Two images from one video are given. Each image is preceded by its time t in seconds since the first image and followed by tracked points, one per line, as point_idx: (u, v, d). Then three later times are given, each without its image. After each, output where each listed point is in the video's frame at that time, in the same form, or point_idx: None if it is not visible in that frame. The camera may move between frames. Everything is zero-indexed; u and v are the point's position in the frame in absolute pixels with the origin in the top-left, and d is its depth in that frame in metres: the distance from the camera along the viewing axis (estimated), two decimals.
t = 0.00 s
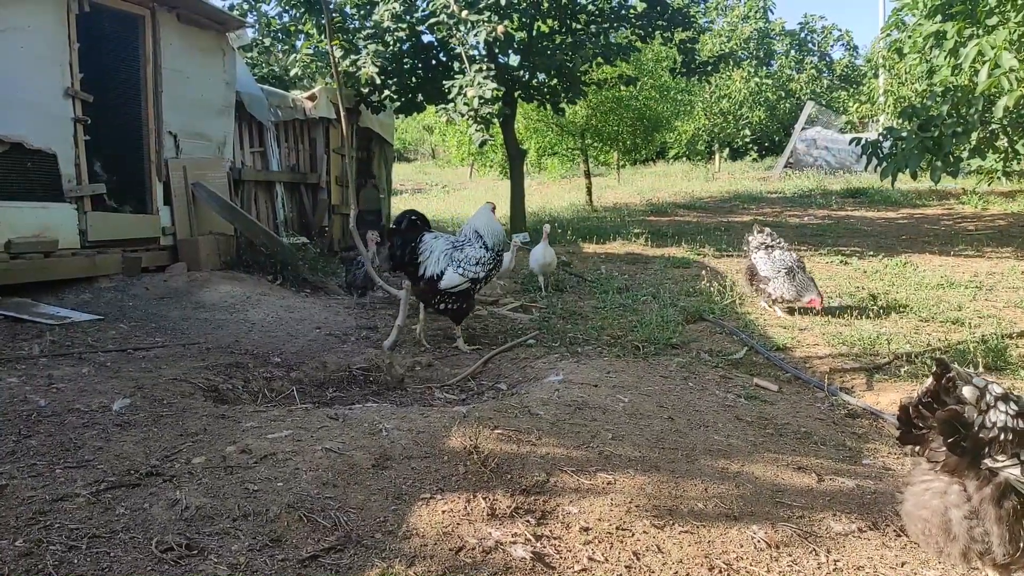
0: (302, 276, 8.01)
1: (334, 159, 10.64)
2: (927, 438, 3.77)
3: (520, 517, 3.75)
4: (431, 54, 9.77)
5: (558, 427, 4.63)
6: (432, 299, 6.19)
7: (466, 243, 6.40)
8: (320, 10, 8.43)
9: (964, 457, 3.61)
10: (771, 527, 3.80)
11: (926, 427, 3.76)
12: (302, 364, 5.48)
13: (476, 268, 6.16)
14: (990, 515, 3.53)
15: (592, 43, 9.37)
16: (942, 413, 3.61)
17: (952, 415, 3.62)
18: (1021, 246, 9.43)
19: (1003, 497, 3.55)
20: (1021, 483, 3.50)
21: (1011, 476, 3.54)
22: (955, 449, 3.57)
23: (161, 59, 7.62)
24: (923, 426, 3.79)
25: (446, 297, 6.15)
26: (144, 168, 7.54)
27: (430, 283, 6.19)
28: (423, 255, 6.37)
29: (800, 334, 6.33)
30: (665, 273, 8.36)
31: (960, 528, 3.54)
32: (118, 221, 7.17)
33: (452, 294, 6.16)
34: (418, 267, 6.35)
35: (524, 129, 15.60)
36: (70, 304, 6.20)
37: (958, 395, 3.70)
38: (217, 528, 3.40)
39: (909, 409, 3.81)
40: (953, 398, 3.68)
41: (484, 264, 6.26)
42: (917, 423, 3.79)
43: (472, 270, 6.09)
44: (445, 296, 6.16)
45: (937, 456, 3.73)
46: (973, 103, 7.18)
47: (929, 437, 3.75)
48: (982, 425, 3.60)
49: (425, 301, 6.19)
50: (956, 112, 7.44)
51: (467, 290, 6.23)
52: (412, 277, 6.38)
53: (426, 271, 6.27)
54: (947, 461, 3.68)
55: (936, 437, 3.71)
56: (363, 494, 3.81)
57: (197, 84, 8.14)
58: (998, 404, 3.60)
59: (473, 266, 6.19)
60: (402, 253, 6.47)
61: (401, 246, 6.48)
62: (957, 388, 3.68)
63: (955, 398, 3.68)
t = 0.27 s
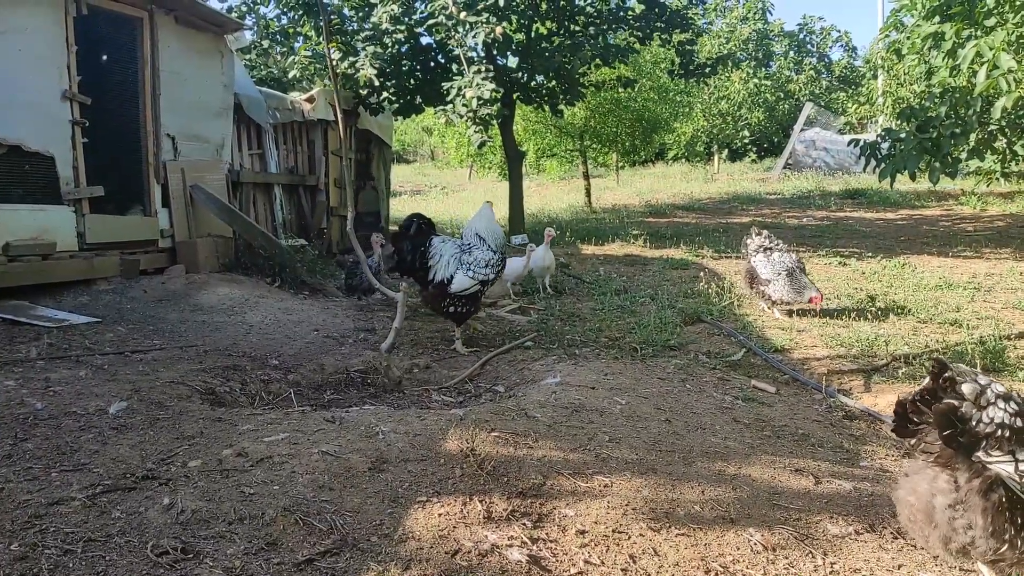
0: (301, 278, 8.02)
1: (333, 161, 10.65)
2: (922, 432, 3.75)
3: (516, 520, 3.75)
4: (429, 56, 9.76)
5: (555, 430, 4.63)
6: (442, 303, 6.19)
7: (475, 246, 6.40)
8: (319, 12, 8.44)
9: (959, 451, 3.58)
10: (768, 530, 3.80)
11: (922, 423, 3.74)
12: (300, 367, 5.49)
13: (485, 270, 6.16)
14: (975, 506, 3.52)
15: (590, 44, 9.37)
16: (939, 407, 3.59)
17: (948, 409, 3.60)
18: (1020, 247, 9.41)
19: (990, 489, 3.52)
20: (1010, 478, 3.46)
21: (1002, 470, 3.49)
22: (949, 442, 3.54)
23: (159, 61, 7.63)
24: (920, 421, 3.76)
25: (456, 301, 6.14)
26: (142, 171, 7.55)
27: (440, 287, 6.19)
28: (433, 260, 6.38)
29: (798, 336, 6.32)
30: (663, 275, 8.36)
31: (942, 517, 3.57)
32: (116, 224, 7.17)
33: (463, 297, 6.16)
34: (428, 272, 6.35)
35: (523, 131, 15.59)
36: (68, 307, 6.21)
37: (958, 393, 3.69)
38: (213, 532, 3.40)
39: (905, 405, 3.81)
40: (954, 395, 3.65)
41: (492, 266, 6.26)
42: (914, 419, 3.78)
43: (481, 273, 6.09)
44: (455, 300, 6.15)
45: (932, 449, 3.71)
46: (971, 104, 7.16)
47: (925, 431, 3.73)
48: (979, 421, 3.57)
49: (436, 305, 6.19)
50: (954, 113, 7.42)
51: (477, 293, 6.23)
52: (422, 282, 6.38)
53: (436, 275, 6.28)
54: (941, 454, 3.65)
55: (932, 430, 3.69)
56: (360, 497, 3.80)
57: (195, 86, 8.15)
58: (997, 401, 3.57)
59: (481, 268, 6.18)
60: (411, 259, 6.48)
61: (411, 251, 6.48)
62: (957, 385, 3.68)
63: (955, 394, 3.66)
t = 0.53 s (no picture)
0: (297, 282, 8.02)
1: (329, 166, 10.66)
2: (921, 438, 3.86)
3: (513, 526, 3.75)
4: (426, 61, 9.77)
5: (551, 434, 4.63)
6: (447, 307, 6.19)
7: (480, 251, 6.40)
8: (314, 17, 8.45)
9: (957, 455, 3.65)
10: (763, 534, 3.80)
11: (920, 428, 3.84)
12: (296, 372, 5.49)
13: (489, 274, 6.15)
14: (976, 511, 3.56)
15: (586, 48, 9.39)
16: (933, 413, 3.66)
17: (944, 414, 3.67)
18: (1014, 250, 9.43)
19: (991, 494, 3.56)
20: (1006, 483, 3.46)
21: (1000, 475, 3.50)
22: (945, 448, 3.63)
23: (154, 67, 7.63)
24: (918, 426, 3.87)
25: (461, 305, 6.13)
26: (138, 176, 7.55)
27: (445, 292, 6.19)
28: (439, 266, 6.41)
29: (794, 340, 6.33)
30: (659, 278, 8.37)
31: (946, 522, 3.57)
32: (111, 230, 7.16)
33: (468, 302, 6.15)
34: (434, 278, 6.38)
35: (519, 135, 15.60)
36: (64, 313, 6.20)
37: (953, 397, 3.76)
38: (208, 539, 3.40)
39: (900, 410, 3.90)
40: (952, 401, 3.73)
41: (497, 270, 6.25)
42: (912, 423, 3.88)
43: (486, 277, 6.08)
44: (460, 304, 6.16)
45: (931, 455, 3.81)
46: (966, 106, 7.18)
47: (922, 436, 3.84)
48: (974, 425, 3.60)
49: (440, 310, 6.19)
50: (948, 117, 7.44)
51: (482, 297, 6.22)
52: (428, 287, 6.41)
53: (441, 280, 6.29)
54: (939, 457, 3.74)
55: (929, 436, 3.79)
56: (356, 503, 3.80)
57: (190, 92, 8.15)
58: (993, 406, 3.58)
59: (486, 272, 6.17)
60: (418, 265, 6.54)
61: (418, 258, 6.55)
62: (952, 389, 3.75)
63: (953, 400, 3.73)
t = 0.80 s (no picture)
0: (295, 284, 8.03)
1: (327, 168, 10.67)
2: (917, 437, 3.87)
3: (509, 527, 3.75)
4: (423, 63, 9.76)
5: (548, 435, 4.63)
6: (454, 305, 6.18)
7: (482, 249, 6.45)
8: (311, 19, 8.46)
9: (953, 455, 3.65)
10: (760, 534, 3.80)
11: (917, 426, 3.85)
12: (293, 374, 5.49)
13: (495, 271, 6.20)
14: (969, 509, 3.56)
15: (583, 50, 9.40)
16: (931, 412, 3.64)
17: (941, 414, 3.66)
18: (1011, 250, 9.44)
19: (983, 492, 3.56)
20: (999, 482, 3.53)
21: (994, 474, 3.56)
22: (940, 448, 3.62)
23: (151, 70, 7.63)
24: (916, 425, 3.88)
25: (468, 302, 6.14)
26: (135, 179, 7.55)
27: (452, 289, 6.19)
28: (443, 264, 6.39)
29: (791, 340, 6.33)
30: (656, 279, 8.37)
31: (938, 518, 3.59)
32: (108, 232, 7.16)
33: (474, 299, 6.17)
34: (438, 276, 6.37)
35: (516, 137, 15.61)
36: (61, 316, 6.21)
37: (951, 396, 3.72)
38: (204, 541, 3.40)
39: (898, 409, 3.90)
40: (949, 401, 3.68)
41: (502, 268, 6.30)
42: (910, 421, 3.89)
43: (493, 273, 6.14)
44: (467, 301, 6.17)
45: (927, 453, 3.82)
46: (962, 108, 7.19)
47: (919, 435, 3.84)
48: (971, 425, 3.59)
49: (447, 308, 6.18)
50: (945, 117, 7.44)
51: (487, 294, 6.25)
52: (433, 286, 6.38)
53: (446, 278, 6.28)
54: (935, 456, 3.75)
55: (925, 435, 3.81)
56: (352, 504, 3.80)
57: (187, 94, 8.15)
58: (989, 405, 3.57)
59: (492, 269, 6.22)
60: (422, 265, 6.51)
61: (422, 258, 6.52)
62: (948, 389, 3.69)
63: (950, 400, 3.68)
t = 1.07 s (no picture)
0: (294, 286, 8.03)
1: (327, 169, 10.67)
2: (913, 435, 3.86)
3: (509, 528, 3.75)
4: (423, 64, 9.74)
5: (547, 437, 4.63)
6: (455, 304, 6.17)
7: (483, 249, 6.46)
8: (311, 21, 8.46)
9: (949, 455, 3.65)
10: (759, 537, 3.79)
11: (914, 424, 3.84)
12: (293, 375, 5.49)
13: (495, 270, 6.21)
14: (966, 510, 3.57)
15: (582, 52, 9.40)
16: (925, 411, 3.64)
17: (935, 412, 3.65)
18: (1011, 251, 9.44)
19: (980, 493, 3.55)
20: (997, 483, 3.43)
21: (991, 474, 3.47)
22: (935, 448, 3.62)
23: (149, 72, 7.64)
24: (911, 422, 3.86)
25: (469, 302, 6.14)
26: (134, 181, 7.56)
27: (453, 289, 6.19)
28: (445, 265, 6.39)
29: (790, 342, 6.32)
30: (656, 280, 8.37)
31: (936, 521, 3.61)
32: (108, 234, 7.16)
33: (474, 298, 6.16)
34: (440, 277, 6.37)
35: (516, 138, 15.61)
36: (60, 317, 6.21)
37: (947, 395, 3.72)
38: (204, 543, 3.40)
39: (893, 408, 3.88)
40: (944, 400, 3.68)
41: (502, 266, 6.29)
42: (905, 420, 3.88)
43: (494, 273, 6.15)
44: (468, 301, 6.16)
45: (922, 452, 3.83)
46: (962, 109, 7.18)
47: (915, 434, 3.83)
48: (966, 425, 3.61)
49: (449, 308, 6.16)
50: (944, 119, 7.44)
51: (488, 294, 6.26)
52: (435, 286, 6.37)
53: (448, 278, 6.28)
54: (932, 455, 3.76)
55: (920, 433, 3.81)
56: (351, 506, 3.81)
57: (186, 96, 8.15)
58: (983, 405, 3.61)
59: (492, 268, 6.24)
60: (424, 266, 6.50)
61: (424, 259, 6.51)
62: (944, 387, 3.70)
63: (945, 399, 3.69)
